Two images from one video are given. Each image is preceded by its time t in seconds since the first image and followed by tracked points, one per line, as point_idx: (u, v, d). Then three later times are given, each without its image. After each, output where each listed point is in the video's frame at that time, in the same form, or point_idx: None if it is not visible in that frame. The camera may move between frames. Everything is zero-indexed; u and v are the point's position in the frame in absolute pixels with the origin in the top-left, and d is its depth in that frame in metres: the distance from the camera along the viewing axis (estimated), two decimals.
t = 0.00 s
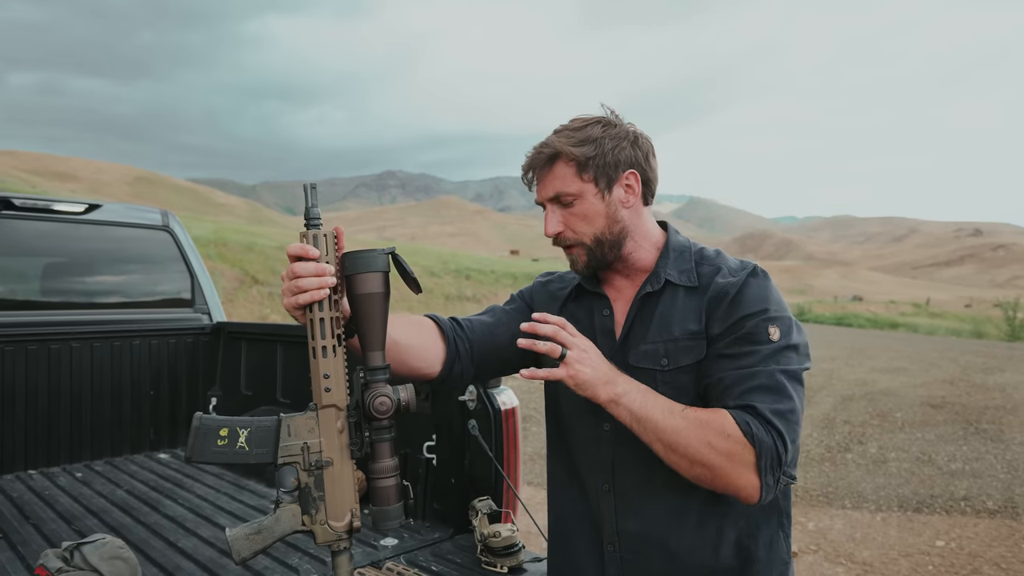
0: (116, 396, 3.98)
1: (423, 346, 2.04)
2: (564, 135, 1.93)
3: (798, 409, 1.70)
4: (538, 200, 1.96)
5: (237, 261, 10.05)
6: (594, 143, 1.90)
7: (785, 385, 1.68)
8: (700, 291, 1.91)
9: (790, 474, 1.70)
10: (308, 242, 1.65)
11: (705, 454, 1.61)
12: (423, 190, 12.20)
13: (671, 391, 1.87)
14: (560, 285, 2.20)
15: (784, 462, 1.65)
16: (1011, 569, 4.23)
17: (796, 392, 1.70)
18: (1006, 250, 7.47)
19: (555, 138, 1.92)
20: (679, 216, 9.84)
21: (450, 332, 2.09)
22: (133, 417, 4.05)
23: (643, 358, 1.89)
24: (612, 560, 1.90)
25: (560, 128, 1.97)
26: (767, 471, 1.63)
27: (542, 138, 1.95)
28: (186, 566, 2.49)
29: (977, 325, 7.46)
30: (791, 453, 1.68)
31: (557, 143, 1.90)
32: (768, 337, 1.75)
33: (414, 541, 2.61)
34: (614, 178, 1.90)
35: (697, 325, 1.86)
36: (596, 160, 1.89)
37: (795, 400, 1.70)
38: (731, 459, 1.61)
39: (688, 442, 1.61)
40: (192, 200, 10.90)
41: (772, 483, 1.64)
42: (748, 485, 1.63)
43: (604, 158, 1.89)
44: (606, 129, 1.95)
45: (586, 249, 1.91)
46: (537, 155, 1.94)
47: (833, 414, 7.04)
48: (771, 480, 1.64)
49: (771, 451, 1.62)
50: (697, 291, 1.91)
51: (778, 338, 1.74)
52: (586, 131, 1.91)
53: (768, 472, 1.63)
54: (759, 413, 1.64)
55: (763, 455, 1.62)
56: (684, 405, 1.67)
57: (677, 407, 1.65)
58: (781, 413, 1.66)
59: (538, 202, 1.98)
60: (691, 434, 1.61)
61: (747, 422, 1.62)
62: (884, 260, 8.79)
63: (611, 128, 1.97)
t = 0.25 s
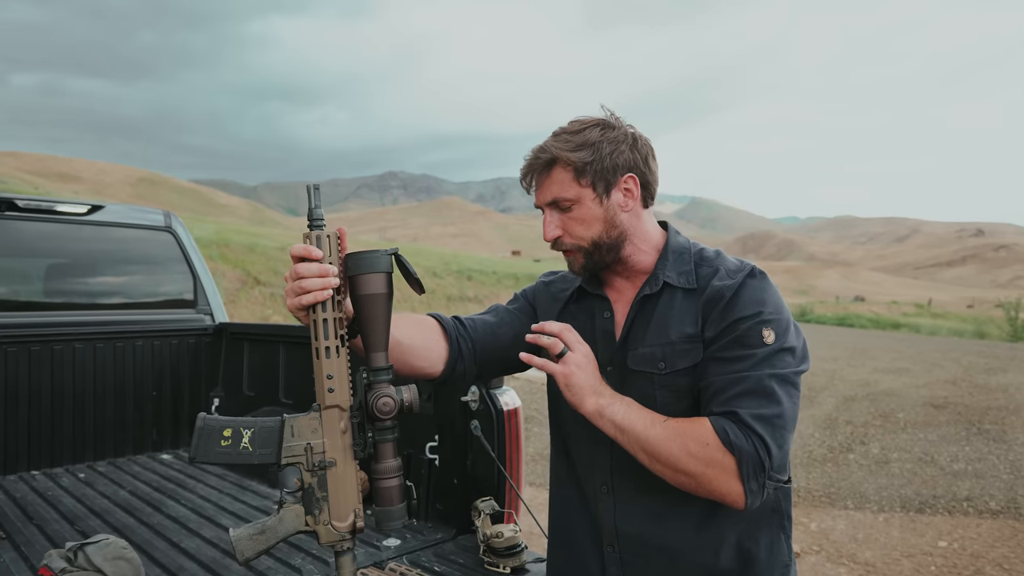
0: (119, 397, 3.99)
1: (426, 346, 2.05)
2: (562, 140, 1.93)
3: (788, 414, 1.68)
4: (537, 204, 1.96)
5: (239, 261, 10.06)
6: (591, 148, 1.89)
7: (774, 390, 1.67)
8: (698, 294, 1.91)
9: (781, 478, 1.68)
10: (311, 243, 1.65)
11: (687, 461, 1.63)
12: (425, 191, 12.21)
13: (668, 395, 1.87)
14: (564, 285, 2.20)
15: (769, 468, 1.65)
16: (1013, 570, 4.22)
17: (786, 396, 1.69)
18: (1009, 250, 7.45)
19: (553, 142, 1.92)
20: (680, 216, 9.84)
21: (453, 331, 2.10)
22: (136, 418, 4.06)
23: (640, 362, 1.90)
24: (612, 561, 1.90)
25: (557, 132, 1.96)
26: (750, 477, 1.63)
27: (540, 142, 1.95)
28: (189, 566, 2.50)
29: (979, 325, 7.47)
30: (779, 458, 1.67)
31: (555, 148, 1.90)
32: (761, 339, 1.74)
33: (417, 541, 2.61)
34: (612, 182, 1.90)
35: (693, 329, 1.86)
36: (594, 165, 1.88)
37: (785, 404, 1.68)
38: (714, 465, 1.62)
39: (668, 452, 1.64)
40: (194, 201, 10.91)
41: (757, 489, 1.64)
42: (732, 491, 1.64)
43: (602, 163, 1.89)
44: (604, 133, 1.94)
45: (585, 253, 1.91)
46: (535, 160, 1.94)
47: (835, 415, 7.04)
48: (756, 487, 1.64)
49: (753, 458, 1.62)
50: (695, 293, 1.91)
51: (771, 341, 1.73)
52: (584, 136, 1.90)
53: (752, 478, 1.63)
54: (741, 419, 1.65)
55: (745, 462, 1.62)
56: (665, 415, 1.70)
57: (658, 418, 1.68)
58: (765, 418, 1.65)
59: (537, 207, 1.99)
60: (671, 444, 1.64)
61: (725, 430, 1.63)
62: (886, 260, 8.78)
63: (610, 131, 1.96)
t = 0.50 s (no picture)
0: (120, 397, 3.99)
1: (426, 344, 2.05)
2: (559, 143, 1.92)
3: (783, 417, 1.68)
4: (534, 208, 1.96)
5: (240, 261, 10.08)
6: (589, 152, 1.89)
7: (768, 394, 1.67)
8: (696, 296, 1.91)
9: (774, 481, 1.68)
10: (311, 242, 1.66)
11: (681, 466, 1.64)
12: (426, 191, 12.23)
13: (666, 398, 1.88)
14: (564, 284, 2.19)
15: (761, 473, 1.65)
16: (1014, 569, 4.22)
17: (781, 400, 1.69)
18: (1010, 250, 7.45)
19: (550, 146, 1.91)
20: (681, 216, 9.85)
21: (454, 329, 2.10)
22: (137, 417, 4.07)
23: (638, 364, 1.91)
24: (611, 559, 1.90)
25: (554, 135, 1.96)
26: (742, 482, 1.63)
27: (537, 145, 1.94)
28: (191, 565, 2.50)
29: (980, 325, 7.45)
30: (772, 461, 1.67)
31: (552, 152, 1.89)
32: (757, 343, 1.73)
33: (418, 540, 2.62)
34: (610, 186, 1.90)
35: (690, 332, 1.86)
36: (592, 169, 1.88)
37: (780, 408, 1.68)
38: (707, 469, 1.63)
39: (662, 456, 1.65)
40: (195, 201, 10.92)
41: (749, 494, 1.65)
42: (725, 495, 1.64)
43: (599, 166, 1.88)
44: (601, 136, 1.94)
45: (584, 258, 1.92)
46: (532, 163, 1.93)
47: (836, 414, 7.04)
48: (748, 492, 1.65)
49: (743, 463, 1.63)
50: (693, 295, 1.91)
51: (768, 344, 1.73)
52: (581, 139, 1.90)
53: (744, 482, 1.64)
54: (732, 423, 1.65)
55: (736, 467, 1.63)
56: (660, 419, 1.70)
57: (652, 422, 1.69)
58: (757, 422, 1.65)
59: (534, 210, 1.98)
60: (665, 449, 1.65)
61: (716, 436, 1.64)
62: (887, 260, 8.77)
63: (607, 134, 1.96)
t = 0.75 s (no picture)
0: (121, 397, 4.00)
1: (426, 346, 2.06)
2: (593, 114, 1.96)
3: (782, 416, 1.67)
4: (560, 176, 1.93)
5: (240, 262, 10.08)
6: (624, 124, 1.95)
7: (767, 394, 1.67)
8: (695, 295, 1.91)
9: (778, 480, 1.67)
10: (310, 242, 1.66)
11: (679, 481, 1.65)
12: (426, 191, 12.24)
13: (664, 398, 1.87)
14: (562, 284, 2.19)
15: (762, 472, 1.64)
16: (1015, 568, 4.23)
17: (779, 399, 1.68)
18: (1010, 249, 7.46)
19: (585, 114, 1.94)
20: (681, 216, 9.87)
21: (453, 331, 2.11)
22: (138, 418, 4.07)
23: (636, 363, 1.90)
24: (609, 560, 1.91)
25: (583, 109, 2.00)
26: (743, 483, 1.63)
27: (565, 117, 1.96)
28: (192, 565, 2.51)
29: (980, 324, 7.47)
30: (773, 461, 1.66)
31: (589, 119, 1.92)
32: (756, 342, 1.73)
33: (419, 540, 2.62)
34: (637, 163, 1.96)
35: (688, 332, 1.86)
36: (625, 141, 1.94)
37: (778, 407, 1.67)
38: (705, 478, 1.63)
39: (659, 475, 1.66)
40: (195, 201, 10.93)
41: (752, 494, 1.64)
42: (726, 499, 1.64)
43: (631, 141, 1.95)
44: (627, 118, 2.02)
45: (611, 228, 1.90)
46: (563, 130, 1.94)
47: (836, 413, 7.05)
48: (751, 491, 1.64)
49: (742, 463, 1.62)
50: (692, 294, 1.91)
51: (766, 343, 1.72)
52: (614, 113, 1.96)
53: (744, 484, 1.63)
54: (729, 424, 1.65)
55: (735, 469, 1.62)
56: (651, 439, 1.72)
57: (643, 444, 1.70)
58: (754, 422, 1.65)
59: (557, 179, 1.95)
60: (660, 468, 1.66)
61: (712, 441, 1.63)
62: (888, 260, 8.78)
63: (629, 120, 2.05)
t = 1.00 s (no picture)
0: (121, 398, 4.00)
1: (428, 350, 2.06)
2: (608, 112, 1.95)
3: (789, 409, 1.68)
4: (578, 174, 1.90)
5: (240, 263, 10.09)
6: (639, 124, 1.96)
7: (777, 385, 1.68)
8: (702, 290, 1.92)
9: (785, 471, 1.68)
10: (316, 242, 1.65)
11: (690, 474, 1.64)
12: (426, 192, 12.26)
13: (670, 391, 1.87)
14: (559, 287, 2.20)
15: (771, 463, 1.65)
16: (1015, 568, 4.23)
17: (787, 391, 1.69)
18: (1010, 249, 7.46)
19: (602, 112, 1.93)
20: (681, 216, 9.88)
21: (454, 335, 2.11)
22: (138, 419, 4.07)
23: (642, 357, 1.90)
24: (610, 561, 1.90)
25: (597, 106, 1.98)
26: (753, 474, 1.63)
27: (580, 113, 1.94)
28: (193, 566, 2.51)
29: (980, 323, 7.44)
30: (782, 452, 1.68)
31: (607, 118, 1.91)
32: (764, 335, 1.75)
33: (419, 540, 2.62)
34: (648, 164, 1.98)
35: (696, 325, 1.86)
36: (640, 141, 1.95)
37: (786, 399, 1.68)
38: (714, 470, 1.63)
39: (668, 469, 1.65)
40: (195, 201, 10.94)
41: (762, 484, 1.64)
42: (737, 491, 1.64)
43: (645, 141, 1.96)
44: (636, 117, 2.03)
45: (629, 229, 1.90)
46: (580, 128, 1.91)
47: (836, 413, 7.05)
48: (761, 482, 1.64)
49: (752, 454, 1.63)
50: (698, 290, 1.92)
51: (774, 337, 1.74)
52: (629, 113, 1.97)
53: (754, 476, 1.63)
54: (739, 415, 1.65)
55: (745, 459, 1.62)
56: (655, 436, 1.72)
57: (647, 440, 1.71)
58: (764, 412, 1.65)
59: (573, 177, 1.92)
60: (669, 462, 1.65)
61: (721, 432, 1.63)
62: (888, 260, 8.78)
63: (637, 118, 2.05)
